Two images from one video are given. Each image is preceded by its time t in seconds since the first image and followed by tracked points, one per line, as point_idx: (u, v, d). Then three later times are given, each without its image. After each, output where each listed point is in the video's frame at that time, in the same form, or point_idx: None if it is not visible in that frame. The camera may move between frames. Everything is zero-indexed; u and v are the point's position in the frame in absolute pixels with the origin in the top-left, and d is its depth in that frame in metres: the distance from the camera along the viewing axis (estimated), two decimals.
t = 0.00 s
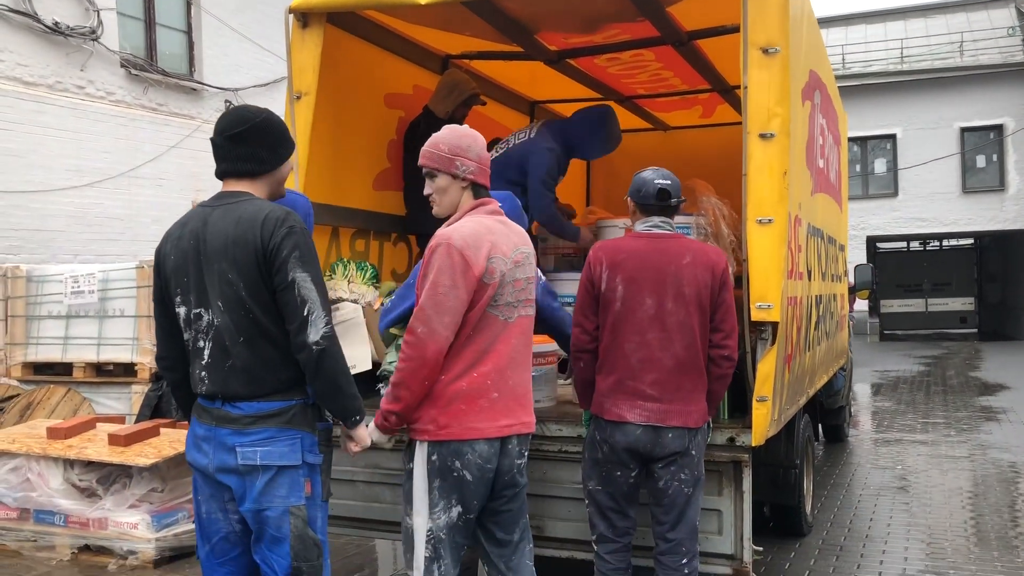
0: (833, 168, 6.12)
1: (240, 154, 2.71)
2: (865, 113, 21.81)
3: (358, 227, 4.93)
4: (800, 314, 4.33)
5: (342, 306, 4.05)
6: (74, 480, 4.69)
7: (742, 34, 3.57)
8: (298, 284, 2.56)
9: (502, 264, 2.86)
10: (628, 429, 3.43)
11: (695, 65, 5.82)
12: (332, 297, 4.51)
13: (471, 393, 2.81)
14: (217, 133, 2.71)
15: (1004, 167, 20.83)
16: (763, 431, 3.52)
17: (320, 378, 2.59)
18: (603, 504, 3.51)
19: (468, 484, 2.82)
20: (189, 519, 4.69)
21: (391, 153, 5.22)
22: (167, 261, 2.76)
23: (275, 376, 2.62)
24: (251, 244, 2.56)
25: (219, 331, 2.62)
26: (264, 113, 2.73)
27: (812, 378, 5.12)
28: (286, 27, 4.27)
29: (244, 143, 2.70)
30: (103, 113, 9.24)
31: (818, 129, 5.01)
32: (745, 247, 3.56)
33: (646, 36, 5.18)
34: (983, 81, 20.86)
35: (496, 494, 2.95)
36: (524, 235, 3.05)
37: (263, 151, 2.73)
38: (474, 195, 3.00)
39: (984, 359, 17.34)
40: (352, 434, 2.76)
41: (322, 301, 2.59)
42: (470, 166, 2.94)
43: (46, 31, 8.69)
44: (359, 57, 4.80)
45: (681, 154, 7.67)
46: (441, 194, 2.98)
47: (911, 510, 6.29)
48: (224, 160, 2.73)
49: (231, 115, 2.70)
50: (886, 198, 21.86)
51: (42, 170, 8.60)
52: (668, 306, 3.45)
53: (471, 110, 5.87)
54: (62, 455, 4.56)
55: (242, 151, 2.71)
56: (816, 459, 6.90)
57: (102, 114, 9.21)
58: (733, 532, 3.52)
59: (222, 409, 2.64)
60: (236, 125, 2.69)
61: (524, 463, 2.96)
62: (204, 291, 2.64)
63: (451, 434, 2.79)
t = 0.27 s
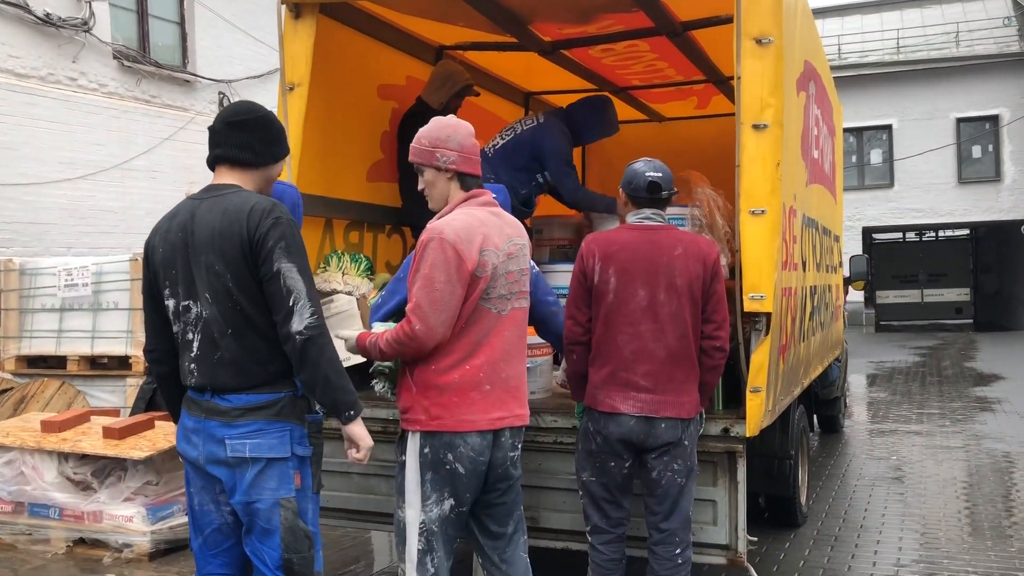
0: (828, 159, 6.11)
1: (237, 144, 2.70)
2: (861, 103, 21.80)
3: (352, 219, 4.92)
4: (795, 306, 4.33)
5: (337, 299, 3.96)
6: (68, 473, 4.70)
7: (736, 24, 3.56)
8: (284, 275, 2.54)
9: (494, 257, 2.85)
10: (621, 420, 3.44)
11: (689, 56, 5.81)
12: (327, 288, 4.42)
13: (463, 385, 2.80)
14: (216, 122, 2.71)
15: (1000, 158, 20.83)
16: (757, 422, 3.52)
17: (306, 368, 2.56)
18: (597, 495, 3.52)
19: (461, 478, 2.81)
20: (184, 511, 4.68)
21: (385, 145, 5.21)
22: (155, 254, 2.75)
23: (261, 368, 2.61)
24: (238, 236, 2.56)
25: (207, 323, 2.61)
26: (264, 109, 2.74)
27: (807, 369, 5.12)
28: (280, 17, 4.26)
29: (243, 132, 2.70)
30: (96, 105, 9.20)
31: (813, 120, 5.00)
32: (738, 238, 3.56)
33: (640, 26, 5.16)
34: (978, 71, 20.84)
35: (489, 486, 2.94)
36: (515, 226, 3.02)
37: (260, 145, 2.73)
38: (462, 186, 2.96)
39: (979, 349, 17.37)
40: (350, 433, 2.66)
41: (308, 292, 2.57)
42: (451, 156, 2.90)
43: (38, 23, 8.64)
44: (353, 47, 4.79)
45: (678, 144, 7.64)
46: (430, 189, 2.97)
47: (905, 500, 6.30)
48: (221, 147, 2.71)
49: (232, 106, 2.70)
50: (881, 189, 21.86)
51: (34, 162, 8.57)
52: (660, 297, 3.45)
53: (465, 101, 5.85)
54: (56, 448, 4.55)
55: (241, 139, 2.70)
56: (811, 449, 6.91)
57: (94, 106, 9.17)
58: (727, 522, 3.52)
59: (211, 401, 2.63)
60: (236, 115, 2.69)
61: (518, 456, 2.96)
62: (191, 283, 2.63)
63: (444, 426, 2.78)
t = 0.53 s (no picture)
0: (820, 150, 6.14)
1: (234, 134, 2.72)
2: (853, 95, 21.83)
3: (345, 211, 4.92)
4: (786, 296, 4.35)
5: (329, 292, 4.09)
6: (61, 465, 4.70)
7: (726, 16, 3.57)
8: (278, 266, 2.55)
9: (474, 249, 2.84)
10: (612, 410, 3.46)
11: (681, 47, 5.82)
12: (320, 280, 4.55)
13: (445, 376, 2.81)
14: (213, 111, 2.72)
15: (991, 149, 20.90)
16: (747, 411, 3.55)
17: (298, 359, 2.57)
18: (589, 484, 3.53)
19: (444, 469, 2.82)
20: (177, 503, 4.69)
21: (377, 137, 5.20)
22: (148, 242, 2.75)
23: (254, 358, 2.62)
24: (232, 226, 2.56)
25: (199, 313, 2.62)
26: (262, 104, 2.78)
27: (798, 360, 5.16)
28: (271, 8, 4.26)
29: (241, 124, 2.71)
30: (87, 97, 9.16)
31: (804, 111, 5.02)
32: (729, 228, 3.58)
33: (632, 18, 5.17)
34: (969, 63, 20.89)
35: (475, 478, 2.94)
36: (503, 217, 3.02)
37: (257, 138, 2.75)
38: (444, 176, 2.96)
39: (970, 340, 17.47)
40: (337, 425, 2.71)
41: (302, 284, 2.58)
42: (430, 147, 2.90)
43: (28, 14, 8.60)
44: (345, 39, 4.78)
45: (670, 135, 7.66)
46: (414, 180, 2.99)
47: (895, 489, 6.36)
48: (217, 138, 2.72)
49: (232, 97, 2.72)
50: (873, 180, 21.92)
51: (25, 154, 8.54)
52: (652, 288, 3.47)
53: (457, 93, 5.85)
54: (49, 440, 4.56)
55: (238, 132, 2.72)
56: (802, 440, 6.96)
57: (86, 98, 9.13)
58: (718, 511, 3.55)
59: (202, 392, 2.64)
60: (235, 106, 2.71)
61: (505, 447, 2.96)
62: (184, 273, 2.64)
63: (426, 417, 2.80)
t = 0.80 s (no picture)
0: (808, 143, 6.15)
1: (228, 127, 2.70)
2: (843, 89, 21.87)
3: (334, 204, 4.90)
4: (774, 289, 4.36)
5: (318, 286, 4.12)
6: (49, 460, 4.68)
7: (715, 8, 3.57)
8: (275, 262, 2.57)
9: (446, 242, 2.80)
10: (603, 404, 3.46)
11: (670, 41, 5.82)
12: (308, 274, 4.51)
13: (421, 371, 2.79)
14: (208, 102, 2.70)
15: (980, 143, 20.97)
16: (735, 404, 3.56)
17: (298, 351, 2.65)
18: (578, 477, 3.53)
19: (422, 464, 2.80)
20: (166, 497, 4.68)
21: (365, 130, 5.19)
22: (134, 235, 2.73)
23: (242, 353, 2.62)
24: (223, 222, 2.55)
25: (187, 308, 2.60)
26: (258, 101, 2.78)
27: (786, 353, 5.17)
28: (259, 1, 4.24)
29: (235, 118, 2.71)
30: (74, 91, 9.09)
31: (793, 104, 5.02)
32: (717, 222, 3.59)
33: (621, 11, 5.17)
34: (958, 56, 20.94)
35: (457, 473, 2.92)
36: (485, 211, 2.98)
37: (249, 132, 2.74)
38: (425, 168, 2.94)
39: (959, 333, 17.54)
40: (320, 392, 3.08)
41: (298, 277, 2.63)
42: (411, 139, 2.89)
43: (13, 7, 8.53)
44: (334, 33, 4.76)
45: (660, 128, 7.66)
46: (396, 172, 2.97)
47: (883, 481, 6.38)
48: (211, 131, 2.71)
49: (230, 90, 2.72)
50: (863, 173, 21.97)
51: (12, 148, 8.47)
52: (644, 282, 3.47)
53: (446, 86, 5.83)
54: (37, 435, 4.53)
55: (232, 125, 2.70)
56: (791, 432, 6.99)
57: (73, 91, 9.06)
58: (706, 503, 3.56)
59: (188, 386, 2.62)
60: (231, 100, 2.70)
61: (489, 442, 2.94)
62: (171, 267, 2.63)
63: (402, 412, 2.78)
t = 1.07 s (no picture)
0: (800, 140, 6.17)
1: (222, 123, 2.70)
2: (835, 86, 21.93)
3: (326, 201, 4.88)
4: (766, 285, 4.38)
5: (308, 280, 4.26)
6: (40, 457, 4.68)
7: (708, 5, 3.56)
8: (281, 260, 2.62)
9: (416, 238, 2.73)
10: (598, 401, 3.45)
11: (663, 38, 5.82)
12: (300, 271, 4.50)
13: (400, 370, 2.72)
14: (201, 98, 2.70)
15: (971, 140, 21.06)
16: (728, 401, 3.57)
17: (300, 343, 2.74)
18: (572, 474, 3.53)
19: (399, 461, 2.74)
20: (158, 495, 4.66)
21: (358, 126, 5.18)
22: (124, 231, 2.70)
23: (237, 350, 2.62)
24: (222, 219, 2.56)
25: (180, 305, 2.59)
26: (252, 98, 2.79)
27: (778, 349, 5.18)
28: None
29: (229, 114, 2.71)
30: (65, 87, 9.04)
31: (785, 100, 5.03)
32: (710, 218, 3.59)
33: (614, 8, 5.16)
34: (949, 54, 21.02)
35: (440, 470, 2.83)
36: (464, 206, 2.88)
37: (243, 128, 2.74)
38: (402, 167, 2.88)
39: (950, 330, 17.62)
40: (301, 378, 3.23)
41: (299, 272, 2.68)
42: (388, 137, 2.83)
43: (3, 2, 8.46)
44: (326, 29, 4.76)
45: (652, 125, 7.66)
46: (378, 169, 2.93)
47: (874, 477, 6.41)
48: (205, 126, 2.70)
49: (224, 86, 2.71)
50: (855, 170, 22.03)
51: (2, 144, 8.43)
52: (639, 279, 3.48)
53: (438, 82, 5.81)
54: (27, 433, 4.51)
55: (226, 121, 2.71)
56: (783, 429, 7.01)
57: (64, 87, 9.02)
58: (699, 500, 3.57)
59: (181, 383, 2.60)
60: (225, 95, 2.70)
61: (473, 440, 2.84)
62: (164, 264, 2.61)
63: (382, 413, 2.71)
